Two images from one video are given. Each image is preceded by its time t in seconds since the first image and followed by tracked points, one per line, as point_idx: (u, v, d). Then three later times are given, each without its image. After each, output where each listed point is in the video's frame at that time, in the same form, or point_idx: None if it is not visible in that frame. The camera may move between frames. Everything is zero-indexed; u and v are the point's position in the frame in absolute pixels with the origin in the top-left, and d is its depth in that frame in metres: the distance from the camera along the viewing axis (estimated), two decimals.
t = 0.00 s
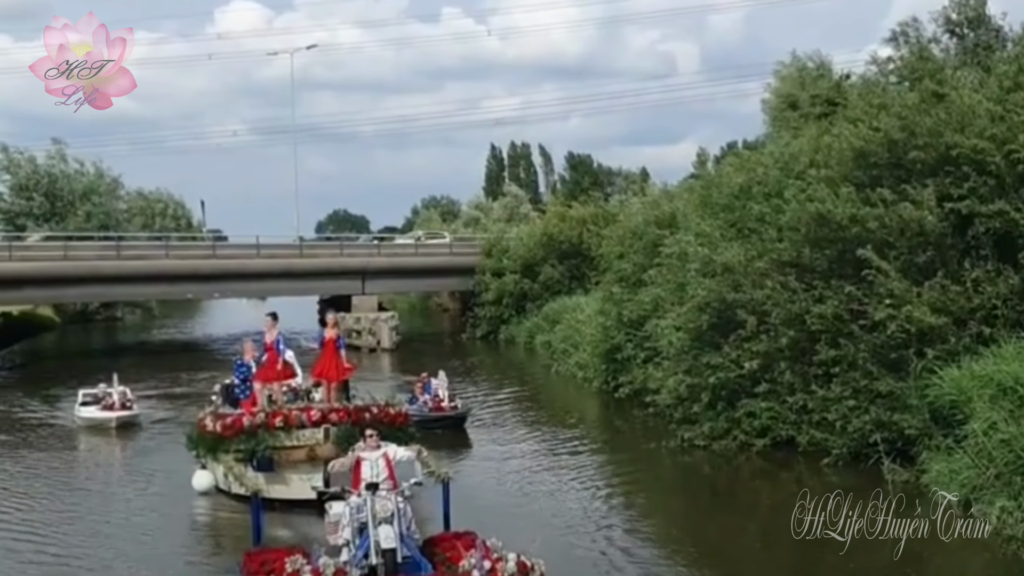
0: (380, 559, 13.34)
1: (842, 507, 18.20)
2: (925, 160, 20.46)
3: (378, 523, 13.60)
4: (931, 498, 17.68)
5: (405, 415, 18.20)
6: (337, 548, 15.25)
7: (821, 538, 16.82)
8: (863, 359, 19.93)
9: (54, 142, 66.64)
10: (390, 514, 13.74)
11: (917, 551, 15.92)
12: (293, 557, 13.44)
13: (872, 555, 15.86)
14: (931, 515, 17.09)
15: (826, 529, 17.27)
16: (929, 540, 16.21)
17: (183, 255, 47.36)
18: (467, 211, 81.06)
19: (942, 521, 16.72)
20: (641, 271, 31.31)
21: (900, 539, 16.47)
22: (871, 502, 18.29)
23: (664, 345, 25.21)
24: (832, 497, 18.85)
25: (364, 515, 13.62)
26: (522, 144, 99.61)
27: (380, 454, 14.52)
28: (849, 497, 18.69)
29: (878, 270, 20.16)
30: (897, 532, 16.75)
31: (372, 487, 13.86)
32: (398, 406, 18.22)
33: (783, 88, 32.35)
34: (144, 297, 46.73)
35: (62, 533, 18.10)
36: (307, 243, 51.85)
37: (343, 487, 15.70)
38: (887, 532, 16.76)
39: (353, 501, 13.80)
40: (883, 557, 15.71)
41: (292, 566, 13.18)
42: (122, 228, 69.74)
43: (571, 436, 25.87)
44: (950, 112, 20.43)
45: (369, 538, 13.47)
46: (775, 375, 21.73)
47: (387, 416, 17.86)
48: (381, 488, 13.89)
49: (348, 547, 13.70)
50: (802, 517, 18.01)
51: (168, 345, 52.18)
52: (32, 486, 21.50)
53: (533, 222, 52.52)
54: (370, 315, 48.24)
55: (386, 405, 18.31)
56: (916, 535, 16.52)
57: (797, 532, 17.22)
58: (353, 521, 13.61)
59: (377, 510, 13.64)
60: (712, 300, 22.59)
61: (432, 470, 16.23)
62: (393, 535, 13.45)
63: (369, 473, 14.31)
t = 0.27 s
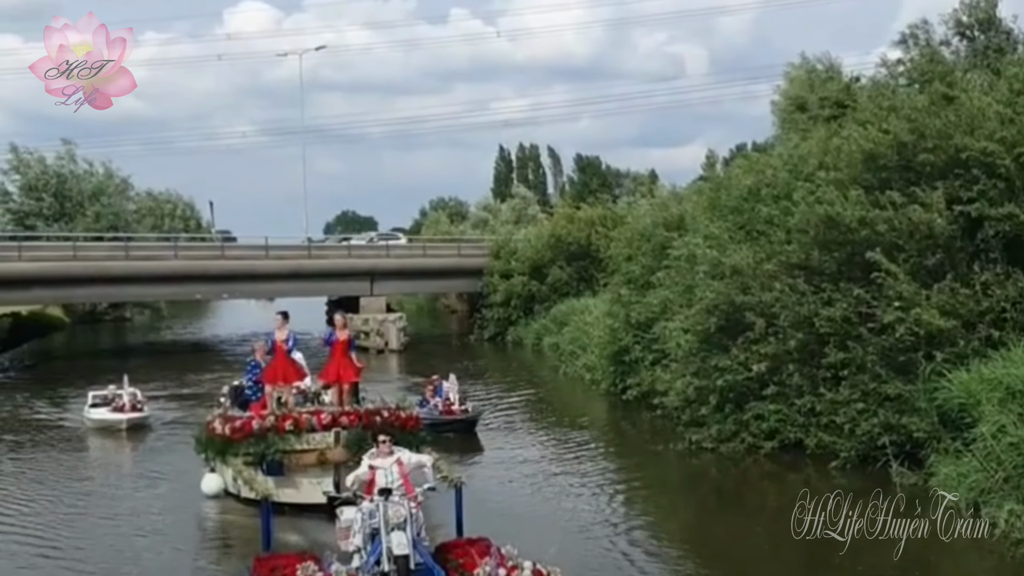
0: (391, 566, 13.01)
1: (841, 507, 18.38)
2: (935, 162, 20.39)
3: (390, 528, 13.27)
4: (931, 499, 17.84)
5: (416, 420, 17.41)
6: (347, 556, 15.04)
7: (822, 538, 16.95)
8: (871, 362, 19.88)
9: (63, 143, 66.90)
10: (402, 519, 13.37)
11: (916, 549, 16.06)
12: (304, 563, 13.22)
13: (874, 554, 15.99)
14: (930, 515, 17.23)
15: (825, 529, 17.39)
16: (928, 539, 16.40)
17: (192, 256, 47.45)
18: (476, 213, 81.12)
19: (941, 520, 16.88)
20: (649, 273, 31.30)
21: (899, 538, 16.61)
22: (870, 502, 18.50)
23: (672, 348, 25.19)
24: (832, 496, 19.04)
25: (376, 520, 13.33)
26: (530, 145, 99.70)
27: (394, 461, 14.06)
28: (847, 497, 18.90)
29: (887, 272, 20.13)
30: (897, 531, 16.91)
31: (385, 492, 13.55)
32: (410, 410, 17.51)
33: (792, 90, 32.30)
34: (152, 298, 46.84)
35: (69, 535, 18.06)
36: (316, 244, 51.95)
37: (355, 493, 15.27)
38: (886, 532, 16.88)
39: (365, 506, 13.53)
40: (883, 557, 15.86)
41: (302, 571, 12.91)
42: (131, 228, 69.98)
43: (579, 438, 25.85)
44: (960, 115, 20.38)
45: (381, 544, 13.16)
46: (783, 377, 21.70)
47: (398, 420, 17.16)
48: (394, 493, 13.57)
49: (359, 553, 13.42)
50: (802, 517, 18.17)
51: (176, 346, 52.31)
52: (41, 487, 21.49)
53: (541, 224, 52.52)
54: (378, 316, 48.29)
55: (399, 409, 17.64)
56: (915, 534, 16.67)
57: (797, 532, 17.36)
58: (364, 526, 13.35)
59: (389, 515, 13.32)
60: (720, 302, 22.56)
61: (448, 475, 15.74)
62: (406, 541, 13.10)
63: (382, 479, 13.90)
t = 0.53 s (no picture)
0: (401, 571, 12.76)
1: (841, 507, 18.56)
2: (942, 165, 20.37)
3: (401, 534, 13.13)
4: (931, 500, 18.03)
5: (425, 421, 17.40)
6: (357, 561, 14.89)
7: (822, 538, 17.11)
8: (878, 364, 19.86)
9: (71, 142, 67.12)
10: (413, 525, 13.29)
11: (915, 549, 16.23)
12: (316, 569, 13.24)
13: (875, 555, 16.12)
14: (930, 516, 17.42)
15: (826, 529, 17.54)
16: (928, 539, 16.55)
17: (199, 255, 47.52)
18: (482, 214, 81.19)
19: (941, 521, 17.07)
20: (656, 274, 31.29)
21: (900, 540, 16.73)
22: (870, 502, 18.69)
23: (678, 349, 25.17)
24: (831, 497, 19.20)
25: (386, 526, 13.19)
26: (537, 146, 99.74)
27: (406, 466, 14.04)
28: (847, 498, 19.04)
29: (894, 275, 20.11)
30: (897, 531, 17.07)
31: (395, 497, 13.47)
32: (419, 412, 17.45)
33: (799, 92, 32.28)
34: (159, 297, 46.91)
35: (75, 531, 18.05)
36: (322, 243, 52.00)
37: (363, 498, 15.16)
38: (886, 533, 17.02)
39: (375, 512, 13.42)
40: (884, 558, 15.99)
41: None
42: (138, 228, 70.16)
43: (585, 439, 25.84)
44: (969, 117, 20.35)
45: (392, 549, 12.92)
46: (790, 379, 21.70)
47: (408, 421, 17.20)
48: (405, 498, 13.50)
49: (369, 557, 13.19)
50: (802, 517, 18.30)
51: (183, 345, 52.38)
52: (45, 486, 21.42)
53: (548, 225, 52.52)
54: (384, 316, 48.35)
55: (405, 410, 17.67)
56: (916, 535, 16.80)
57: (797, 532, 17.50)
58: (375, 532, 13.20)
59: (400, 521, 13.16)
60: (727, 304, 22.54)
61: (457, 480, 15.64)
62: (417, 548, 12.93)
63: (393, 483, 13.87)
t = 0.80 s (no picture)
0: None
1: (841, 508, 18.59)
2: (946, 166, 20.35)
3: (409, 540, 12.97)
4: (931, 501, 18.08)
5: (431, 425, 17.04)
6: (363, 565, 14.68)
7: (822, 538, 17.15)
8: (881, 365, 19.85)
9: (73, 142, 67.20)
10: (421, 530, 13.07)
11: (915, 549, 16.28)
12: None
13: (874, 554, 16.19)
14: (931, 516, 17.49)
15: (826, 529, 17.57)
16: (929, 539, 16.59)
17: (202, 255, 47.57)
18: (485, 214, 81.19)
19: (941, 522, 17.14)
20: (659, 275, 31.28)
21: (901, 540, 16.76)
22: (871, 502, 18.76)
23: (681, 350, 25.15)
24: (829, 497, 19.26)
25: (393, 532, 13.00)
26: (540, 147, 99.77)
27: (411, 471, 14.02)
28: (847, 498, 19.08)
29: (897, 276, 20.10)
30: (896, 531, 17.11)
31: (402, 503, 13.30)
32: (425, 415, 17.05)
33: (803, 93, 32.26)
34: (161, 297, 46.94)
35: (79, 531, 18.06)
36: (325, 244, 52.03)
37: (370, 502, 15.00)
38: (886, 533, 17.07)
39: (382, 516, 13.20)
40: (883, 558, 16.02)
41: None
42: (140, 228, 70.22)
43: (587, 440, 25.84)
44: (972, 118, 20.33)
45: (400, 556, 12.84)
46: (792, 381, 21.69)
47: (414, 424, 16.76)
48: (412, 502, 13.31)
49: (376, 563, 13.11)
50: (802, 518, 18.35)
51: (186, 345, 52.41)
52: (48, 487, 21.38)
53: (551, 225, 52.51)
54: (387, 317, 48.36)
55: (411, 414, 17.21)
56: (917, 535, 16.84)
57: (797, 532, 17.54)
58: (381, 538, 13.02)
59: (407, 528, 12.99)
60: (730, 305, 22.54)
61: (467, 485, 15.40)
62: (425, 554, 12.84)
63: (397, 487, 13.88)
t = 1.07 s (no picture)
0: None
1: (840, 508, 18.61)
2: (957, 166, 20.28)
3: (422, 545, 12.89)
4: (930, 502, 18.12)
5: (444, 427, 16.84)
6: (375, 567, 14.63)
7: (822, 537, 17.17)
8: (891, 366, 19.79)
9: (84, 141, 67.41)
10: (435, 535, 12.98)
11: (917, 550, 16.24)
12: None
13: (873, 556, 16.14)
14: (930, 516, 17.49)
15: (825, 529, 17.60)
16: (929, 539, 16.61)
17: (212, 255, 47.69)
18: (494, 213, 81.18)
19: (941, 522, 17.12)
20: (668, 275, 31.25)
21: (900, 539, 16.78)
22: (870, 502, 18.78)
23: (691, 351, 25.10)
24: (829, 497, 19.34)
25: (407, 537, 12.92)
26: (550, 147, 99.77)
27: (421, 473, 13.68)
28: (845, 498, 19.12)
29: (908, 277, 20.03)
30: (897, 531, 17.09)
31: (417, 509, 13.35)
32: (438, 417, 16.88)
33: (813, 93, 32.19)
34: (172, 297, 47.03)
35: (89, 532, 18.10)
36: (335, 243, 52.11)
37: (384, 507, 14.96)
38: (886, 533, 17.06)
39: (395, 521, 13.11)
40: (885, 559, 16.03)
41: None
42: (151, 227, 70.37)
43: (596, 440, 25.82)
44: (983, 118, 20.26)
45: (413, 560, 12.77)
46: (802, 381, 21.63)
47: (427, 426, 16.61)
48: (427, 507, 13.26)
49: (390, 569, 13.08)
50: (802, 517, 18.37)
51: (196, 344, 52.53)
52: (57, 488, 21.36)
53: (560, 225, 52.48)
54: (396, 317, 48.43)
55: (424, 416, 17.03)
56: (916, 535, 16.85)
57: (797, 532, 17.57)
58: (394, 542, 12.94)
59: (421, 532, 12.91)
60: (740, 305, 22.50)
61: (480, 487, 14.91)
62: (439, 558, 12.75)
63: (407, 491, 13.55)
